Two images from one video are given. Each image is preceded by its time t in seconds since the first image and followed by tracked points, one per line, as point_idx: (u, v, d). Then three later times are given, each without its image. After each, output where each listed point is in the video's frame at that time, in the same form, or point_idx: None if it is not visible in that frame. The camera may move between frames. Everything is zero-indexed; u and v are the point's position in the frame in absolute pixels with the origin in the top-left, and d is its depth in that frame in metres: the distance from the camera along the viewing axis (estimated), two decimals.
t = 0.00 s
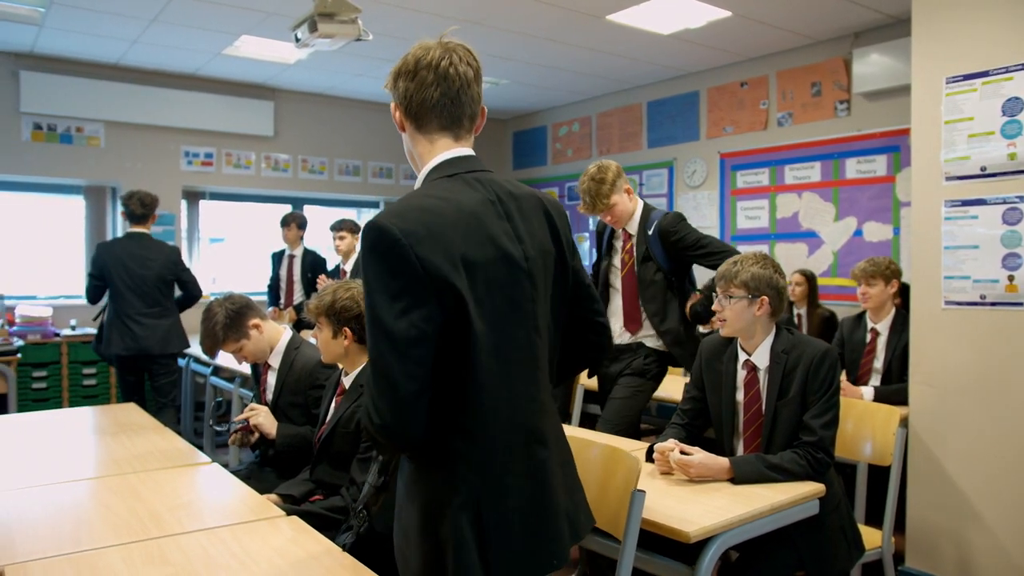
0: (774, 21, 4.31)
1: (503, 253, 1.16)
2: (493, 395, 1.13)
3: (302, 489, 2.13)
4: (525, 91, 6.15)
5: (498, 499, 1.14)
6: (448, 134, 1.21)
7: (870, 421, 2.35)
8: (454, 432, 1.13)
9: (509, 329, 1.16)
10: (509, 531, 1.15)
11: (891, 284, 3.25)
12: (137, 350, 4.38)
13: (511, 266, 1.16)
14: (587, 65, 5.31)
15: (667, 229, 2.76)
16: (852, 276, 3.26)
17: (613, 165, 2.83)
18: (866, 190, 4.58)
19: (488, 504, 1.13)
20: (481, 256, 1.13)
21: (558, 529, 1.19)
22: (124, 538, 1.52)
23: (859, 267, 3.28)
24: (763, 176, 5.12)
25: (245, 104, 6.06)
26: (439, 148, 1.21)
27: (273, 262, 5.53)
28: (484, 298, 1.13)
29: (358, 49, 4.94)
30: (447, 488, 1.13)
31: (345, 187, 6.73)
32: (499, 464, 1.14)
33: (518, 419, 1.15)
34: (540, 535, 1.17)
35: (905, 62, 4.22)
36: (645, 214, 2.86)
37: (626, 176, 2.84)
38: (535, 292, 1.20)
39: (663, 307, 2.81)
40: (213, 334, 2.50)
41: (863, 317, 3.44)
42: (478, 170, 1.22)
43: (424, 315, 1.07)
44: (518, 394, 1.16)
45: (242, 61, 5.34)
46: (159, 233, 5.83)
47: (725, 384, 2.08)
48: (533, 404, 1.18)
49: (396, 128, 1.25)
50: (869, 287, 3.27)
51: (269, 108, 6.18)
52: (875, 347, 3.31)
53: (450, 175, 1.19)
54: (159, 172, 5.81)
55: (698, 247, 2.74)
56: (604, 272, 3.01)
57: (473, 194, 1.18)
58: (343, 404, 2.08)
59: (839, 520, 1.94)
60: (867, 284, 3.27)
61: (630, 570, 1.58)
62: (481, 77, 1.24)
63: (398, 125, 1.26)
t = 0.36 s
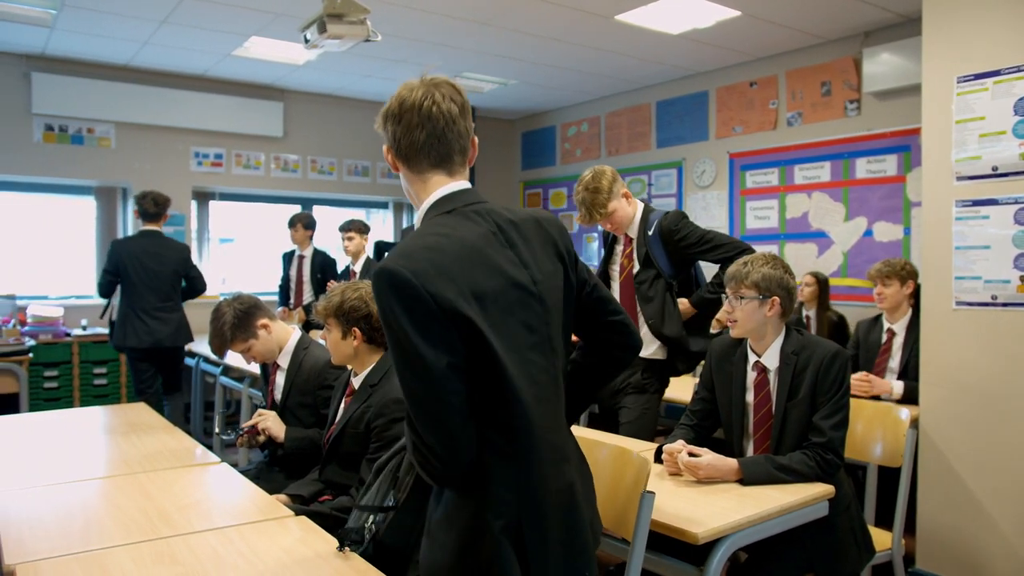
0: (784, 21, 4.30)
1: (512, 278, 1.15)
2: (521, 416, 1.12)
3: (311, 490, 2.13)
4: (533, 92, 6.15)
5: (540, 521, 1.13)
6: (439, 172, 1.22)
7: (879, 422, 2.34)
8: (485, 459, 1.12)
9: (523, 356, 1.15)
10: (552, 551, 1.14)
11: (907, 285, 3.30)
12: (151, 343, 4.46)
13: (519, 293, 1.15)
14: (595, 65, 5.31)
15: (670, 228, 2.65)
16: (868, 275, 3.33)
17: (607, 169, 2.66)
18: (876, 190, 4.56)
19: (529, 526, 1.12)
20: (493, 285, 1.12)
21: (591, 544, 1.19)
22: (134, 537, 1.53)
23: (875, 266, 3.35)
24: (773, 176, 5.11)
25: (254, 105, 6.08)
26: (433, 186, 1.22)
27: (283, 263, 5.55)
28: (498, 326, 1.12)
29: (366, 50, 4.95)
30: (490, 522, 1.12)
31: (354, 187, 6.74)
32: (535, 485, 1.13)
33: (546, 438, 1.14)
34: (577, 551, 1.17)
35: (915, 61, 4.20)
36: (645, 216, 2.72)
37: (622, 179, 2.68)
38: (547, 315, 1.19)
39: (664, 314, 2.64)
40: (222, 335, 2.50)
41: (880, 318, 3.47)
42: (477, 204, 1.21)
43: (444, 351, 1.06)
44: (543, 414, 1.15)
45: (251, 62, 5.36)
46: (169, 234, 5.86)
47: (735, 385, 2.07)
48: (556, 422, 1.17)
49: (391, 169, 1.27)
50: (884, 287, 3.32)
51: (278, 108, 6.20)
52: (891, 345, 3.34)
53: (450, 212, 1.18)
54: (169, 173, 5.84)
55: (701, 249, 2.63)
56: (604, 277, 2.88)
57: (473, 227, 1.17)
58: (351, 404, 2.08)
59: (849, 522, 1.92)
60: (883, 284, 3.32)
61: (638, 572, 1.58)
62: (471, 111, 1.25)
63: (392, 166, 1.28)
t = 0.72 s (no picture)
0: (793, 19, 4.28)
1: (522, 338, 1.14)
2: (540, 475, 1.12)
3: (317, 488, 2.12)
4: (542, 90, 6.14)
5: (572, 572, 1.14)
6: (427, 244, 1.22)
7: (889, 423, 2.32)
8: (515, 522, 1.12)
9: (538, 416, 1.14)
10: None
11: (922, 285, 3.33)
12: (165, 340, 4.50)
13: (529, 354, 1.14)
14: (603, 64, 5.30)
15: (679, 227, 2.44)
16: (885, 275, 3.37)
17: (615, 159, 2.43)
18: (886, 189, 4.54)
19: None
20: (504, 349, 1.11)
21: None
22: (140, 535, 1.53)
23: (891, 266, 3.39)
24: (782, 175, 5.08)
25: (263, 104, 6.10)
26: (426, 258, 1.22)
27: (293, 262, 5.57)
28: (515, 388, 1.11)
29: (375, 49, 4.96)
30: None
31: (362, 187, 6.74)
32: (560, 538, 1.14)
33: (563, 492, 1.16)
34: None
35: (925, 59, 4.18)
36: (650, 211, 2.49)
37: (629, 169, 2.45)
38: (555, 369, 1.18)
39: (672, 314, 2.43)
40: (228, 333, 2.49)
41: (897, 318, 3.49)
42: (475, 269, 1.21)
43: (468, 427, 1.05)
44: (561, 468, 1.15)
45: (260, 61, 5.37)
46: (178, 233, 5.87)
47: (744, 384, 2.07)
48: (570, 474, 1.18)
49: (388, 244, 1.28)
50: (900, 288, 3.36)
51: (287, 108, 6.21)
52: (908, 344, 3.35)
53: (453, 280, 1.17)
54: (178, 172, 5.85)
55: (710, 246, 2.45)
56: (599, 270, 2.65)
57: (477, 294, 1.15)
58: (359, 403, 2.08)
59: (858, 522, 1.91)
60: (898, 284, 3.36)
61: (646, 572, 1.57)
62: (457, 178, 1.25)
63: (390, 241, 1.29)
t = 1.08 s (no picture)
0: (801, 18, 4.26)
1: (539, 394, 1.20)
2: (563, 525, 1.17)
3: (323, 488, 2.12)
4: (549, 90, 6.13)
5: None
6: (440, 304, 1.30)
7: (897, 423, 2.30)
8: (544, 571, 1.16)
9: (556, 470, 1.20)
10: None
11: (933, 284, 3.31)
12: (172, 338, 4.52)
13: (547, 409, 1.20)
14: (610, 64, 5.29)
15: (693, 224, 2.27)
16: (896, 273, 3.36)
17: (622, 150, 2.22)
18: (894, 189, 4.51)
19: None
20: (525, 406, 1.17)
21: None
22: (146, 534, 1.53)
23: (903, 265, 3.38)
24: (789, 175, 5.06)
25: (270, 104, 6.10)
26: (440, 318, 1.30)
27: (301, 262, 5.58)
28: (536, 443, 1.17)
29: (382, 49, 4.96)
30: None
31: (369, 186, 6.74)
32: None
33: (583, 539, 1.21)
34: None
35: (934, 58, 4.15)
36: (655, 206, 2.30)
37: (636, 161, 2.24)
38: (569, 422, 1.24)
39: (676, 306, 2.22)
40: (234, 332, 2.48)
41: (907, 318, 3.47)
42: (490, 325, 1.27)
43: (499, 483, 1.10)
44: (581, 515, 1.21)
45: (267, 61, 5.38)
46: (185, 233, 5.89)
47: (753, 384, 2.06)
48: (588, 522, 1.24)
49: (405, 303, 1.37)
50: (911, 287, 3.35)
51: (294, 107, 6.22)
52: (917, 344, 3.33)
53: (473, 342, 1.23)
54: (186, 172, 5.86)
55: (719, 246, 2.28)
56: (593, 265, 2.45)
57: (495, 353, 1.21)
58: (365, 403, 2.08)
59: (866, 524, 1.90)
60: (910, 283, 3.35)
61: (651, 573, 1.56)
62: (463, 238, 1.34)
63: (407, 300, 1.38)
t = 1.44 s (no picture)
0: (807, 17, 4.25)
1: (569, 432, 1.22)
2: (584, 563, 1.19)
3: (327, 489, 2.11)
4: (554, 90, 6.12)
5: None
6: (480, 342, 1.32)
7: (902, 424, 2.29)
8: None
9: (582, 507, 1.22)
10: None
11: (940, 287, 3.28)
12: (171, 334, 4.50)
13: (575, 447, 1.22)
14: (615, 64, 5.28)
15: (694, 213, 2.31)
16: (902, 275, 3.34)
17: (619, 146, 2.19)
18: (901, 189, 4.49)
19: None
20: (555, 443, 1.19)
21: None
22: (149, 535, 1.53)
23: (910, 267, 3.36)
24: (795, 175, 5.05)
25: (275, 105, 6.11)
26: (479, 355, 1.32)
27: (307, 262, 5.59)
28: (564, 480, 1.19)
29: (387, 49, 4.96)
30: None
31: (375, 187, 6.75)
32: None
33: None
34: None
35: (941, 57, 4.13)
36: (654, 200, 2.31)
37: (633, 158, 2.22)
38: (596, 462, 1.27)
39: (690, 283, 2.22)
40: (238, 333, 2.48)
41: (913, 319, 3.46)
42: (526, 363, 1.29)
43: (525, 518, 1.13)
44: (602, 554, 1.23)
45: (272, 62, 5.39)
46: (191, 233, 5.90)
47: (765, 383, 2.05)
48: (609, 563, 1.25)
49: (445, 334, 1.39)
50: (917, 289, 3.33)
51: (299, 108, 6.23)
52: (923, 345, 3.32)
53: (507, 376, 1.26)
54: (191, 173, 5.87)
55: (709, 223, 2.33)
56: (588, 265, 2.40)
57: (527, 388, 1.24)
58: (369, 403, 2.08)
59: (871, 525, 1.89)
60: (916, 285, 3.32)
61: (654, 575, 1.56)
62: (503, 275, 1.34)
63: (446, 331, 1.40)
